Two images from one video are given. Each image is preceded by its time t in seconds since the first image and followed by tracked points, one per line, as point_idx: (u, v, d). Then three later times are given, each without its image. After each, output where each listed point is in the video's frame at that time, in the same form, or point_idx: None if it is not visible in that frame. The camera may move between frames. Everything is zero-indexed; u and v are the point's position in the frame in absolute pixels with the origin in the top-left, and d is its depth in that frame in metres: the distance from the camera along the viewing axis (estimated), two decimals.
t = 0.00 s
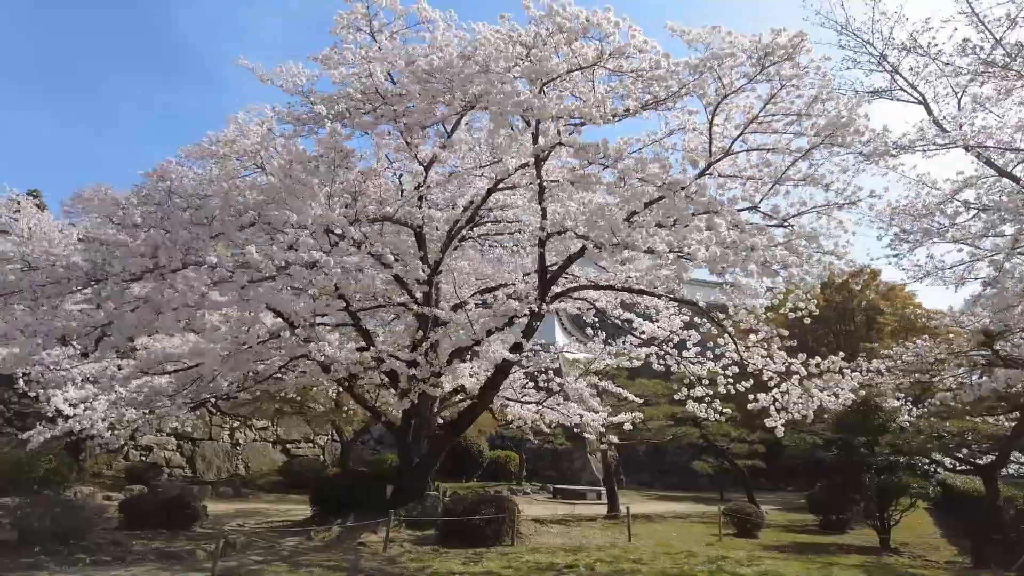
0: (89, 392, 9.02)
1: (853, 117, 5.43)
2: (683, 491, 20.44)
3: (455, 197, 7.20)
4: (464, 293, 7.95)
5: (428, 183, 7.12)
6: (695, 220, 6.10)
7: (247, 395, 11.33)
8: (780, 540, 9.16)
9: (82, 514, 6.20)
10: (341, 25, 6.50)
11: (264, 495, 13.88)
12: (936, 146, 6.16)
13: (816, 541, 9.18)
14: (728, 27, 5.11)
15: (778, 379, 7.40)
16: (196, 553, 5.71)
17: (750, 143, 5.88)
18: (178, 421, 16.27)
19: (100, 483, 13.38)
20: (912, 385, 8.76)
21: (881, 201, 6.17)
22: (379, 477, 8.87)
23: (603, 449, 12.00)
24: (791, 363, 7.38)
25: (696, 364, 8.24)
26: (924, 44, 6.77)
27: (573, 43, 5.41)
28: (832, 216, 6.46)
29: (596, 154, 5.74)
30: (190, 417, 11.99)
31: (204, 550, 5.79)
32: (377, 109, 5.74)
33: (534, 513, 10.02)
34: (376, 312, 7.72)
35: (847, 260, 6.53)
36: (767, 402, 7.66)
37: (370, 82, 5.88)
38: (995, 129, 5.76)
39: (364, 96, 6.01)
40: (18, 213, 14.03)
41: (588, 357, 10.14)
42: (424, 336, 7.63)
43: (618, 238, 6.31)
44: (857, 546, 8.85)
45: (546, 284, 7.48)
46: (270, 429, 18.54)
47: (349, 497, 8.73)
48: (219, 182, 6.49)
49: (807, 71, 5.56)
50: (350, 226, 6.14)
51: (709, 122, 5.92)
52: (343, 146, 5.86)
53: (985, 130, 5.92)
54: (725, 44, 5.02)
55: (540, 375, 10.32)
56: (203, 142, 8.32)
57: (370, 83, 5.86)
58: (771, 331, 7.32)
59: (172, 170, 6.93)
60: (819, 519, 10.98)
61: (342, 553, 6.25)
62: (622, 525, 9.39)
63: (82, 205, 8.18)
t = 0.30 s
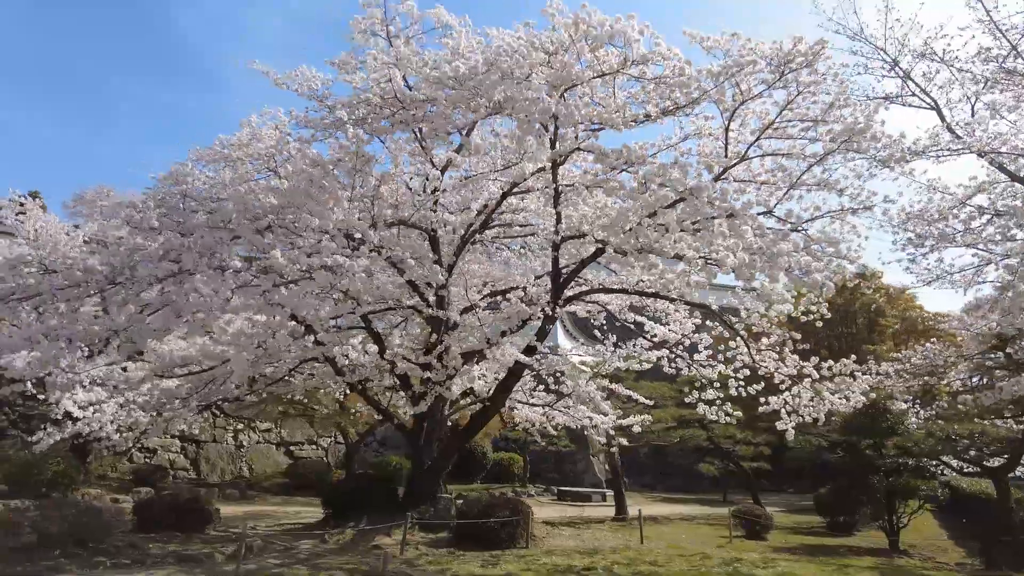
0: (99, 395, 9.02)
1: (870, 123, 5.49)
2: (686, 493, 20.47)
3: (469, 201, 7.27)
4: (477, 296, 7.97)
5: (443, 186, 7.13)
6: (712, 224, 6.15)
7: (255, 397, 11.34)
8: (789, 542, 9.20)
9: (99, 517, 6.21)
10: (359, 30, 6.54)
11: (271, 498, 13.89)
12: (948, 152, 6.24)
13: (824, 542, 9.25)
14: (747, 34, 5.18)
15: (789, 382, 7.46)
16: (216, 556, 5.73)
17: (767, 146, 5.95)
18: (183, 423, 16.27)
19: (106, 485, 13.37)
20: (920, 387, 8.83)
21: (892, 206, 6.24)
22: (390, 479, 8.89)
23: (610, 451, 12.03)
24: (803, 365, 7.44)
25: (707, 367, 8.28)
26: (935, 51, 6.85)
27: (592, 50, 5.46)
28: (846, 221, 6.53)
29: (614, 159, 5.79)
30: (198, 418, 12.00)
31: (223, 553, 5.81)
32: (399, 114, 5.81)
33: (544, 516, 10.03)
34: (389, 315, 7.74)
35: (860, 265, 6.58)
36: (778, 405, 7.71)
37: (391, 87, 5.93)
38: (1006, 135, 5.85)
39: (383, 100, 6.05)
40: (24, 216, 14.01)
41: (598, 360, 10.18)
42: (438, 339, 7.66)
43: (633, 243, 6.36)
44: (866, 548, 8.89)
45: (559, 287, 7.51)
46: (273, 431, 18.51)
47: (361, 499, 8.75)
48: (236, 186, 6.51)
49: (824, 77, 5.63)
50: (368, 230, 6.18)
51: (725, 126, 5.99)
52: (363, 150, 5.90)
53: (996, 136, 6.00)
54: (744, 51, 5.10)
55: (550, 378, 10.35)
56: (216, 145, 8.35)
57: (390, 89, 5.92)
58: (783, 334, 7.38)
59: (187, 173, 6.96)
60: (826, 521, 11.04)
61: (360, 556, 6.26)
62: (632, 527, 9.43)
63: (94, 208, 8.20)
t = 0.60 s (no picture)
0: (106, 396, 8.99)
1: (887, 127, 5.54)
2: (688, 493, 20.53)
3: (482, 203, 7.29)
4: (489, 298, 7.99)
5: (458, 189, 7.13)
6: (727, 226, 6.19)
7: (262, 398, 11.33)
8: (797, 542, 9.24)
9: (115, 518, 6.21)
10: (374, 32, 6.56)
11: (277, 499, 13.88)
12: (959, 156, 6.31)
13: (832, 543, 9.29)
14: (765, 38, 5.22)
15: (800, 383, 7.51)
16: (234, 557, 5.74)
17: (782, 149, 5.99)
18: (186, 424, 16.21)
19: (111, 487, 13.32)
20: (928, 388, 8.89)
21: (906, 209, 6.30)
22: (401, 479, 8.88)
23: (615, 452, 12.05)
24: (813, 366, 7.49)
25: (717, 368, 8.32)
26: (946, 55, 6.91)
27: (612, 54, 5.50)
28: (858, 224, 6.58)
29: (631, 162, 5.82)
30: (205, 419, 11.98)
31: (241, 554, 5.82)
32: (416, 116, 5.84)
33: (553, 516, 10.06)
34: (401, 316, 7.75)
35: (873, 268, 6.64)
36: (788, 406, 7.75)
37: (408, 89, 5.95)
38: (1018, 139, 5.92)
39: (400, 103, 6.06)
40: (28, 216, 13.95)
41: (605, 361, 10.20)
42: (450, 341, 7.67)
43: (648, 245, 6.38)
44: (874, 549, 8.93)
45: (571, 289, 7.52)
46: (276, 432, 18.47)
47: (375, 499, 8.74)
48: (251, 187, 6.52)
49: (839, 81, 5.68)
50: (385, 233, 6.21)
51: (740, 129, 6.03)
52: (381, 153, 5.91)
53: (1008, 141, 6.06)
54: (763, 55, 5.14)
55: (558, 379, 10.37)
56: (227, 146, 8.34)
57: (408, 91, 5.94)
58: (794, 335, 7.42)
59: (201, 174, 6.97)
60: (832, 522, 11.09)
61: (376, 558, 6.27)
62: (641, 527, 9.46)
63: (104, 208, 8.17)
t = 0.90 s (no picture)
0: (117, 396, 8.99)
1: (904, 128, 5.58)
2: (691, 492, 20.57)
3: (496, 204, 7.30)
4: (501, 298, 8.00)
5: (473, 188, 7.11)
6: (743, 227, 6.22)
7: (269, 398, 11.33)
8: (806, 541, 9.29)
9: (133, 518, 6.23)
10: (390, 32, 6.57)
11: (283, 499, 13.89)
12: (973, 157, 6.36)
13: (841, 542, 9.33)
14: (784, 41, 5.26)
15: (812, 383, 7.54)
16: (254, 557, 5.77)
17: (798, 150, 6.02)
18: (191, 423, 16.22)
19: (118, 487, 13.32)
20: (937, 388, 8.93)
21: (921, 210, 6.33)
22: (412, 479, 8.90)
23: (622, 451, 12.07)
24: (825, 366, 7.52)
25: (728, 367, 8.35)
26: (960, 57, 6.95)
27: (632, 55, 5.52)
28: (873, 224, 6.62)
29: (648, 163, 5.84)
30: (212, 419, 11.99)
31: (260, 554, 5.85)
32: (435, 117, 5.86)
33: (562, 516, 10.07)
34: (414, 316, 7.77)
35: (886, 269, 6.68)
36: (800, 405, 7.79)
37: (426, 90, 5.97)
38: None
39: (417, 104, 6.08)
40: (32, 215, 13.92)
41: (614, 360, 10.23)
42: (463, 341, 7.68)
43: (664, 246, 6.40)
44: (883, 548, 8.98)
45: (584, 290, 7.51)
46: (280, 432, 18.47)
47: (380, 499, 8.90)
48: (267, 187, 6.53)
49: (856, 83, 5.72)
50: (403, 233, 6.21)
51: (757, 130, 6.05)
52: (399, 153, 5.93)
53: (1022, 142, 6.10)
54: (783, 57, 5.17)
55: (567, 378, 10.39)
56: (239, 145, 8.35)
57: (426, 92, 5.96)
58: (807, 335, 7.44)
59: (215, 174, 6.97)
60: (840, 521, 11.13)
61: (394, 557, 6.30)
62: (651, 527, 9.49)
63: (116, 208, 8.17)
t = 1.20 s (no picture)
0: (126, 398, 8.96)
1: (920, 132, 5.63)
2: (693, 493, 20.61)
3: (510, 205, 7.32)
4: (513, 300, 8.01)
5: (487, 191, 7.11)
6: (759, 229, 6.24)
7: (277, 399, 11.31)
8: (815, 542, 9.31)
9: (150, 520, 6.23)
10: (406, 36, 6.59)
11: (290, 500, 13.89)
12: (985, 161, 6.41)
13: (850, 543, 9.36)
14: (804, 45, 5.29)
15: (824, 384, 7.57)
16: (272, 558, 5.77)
17: (813, 154, 6.05)
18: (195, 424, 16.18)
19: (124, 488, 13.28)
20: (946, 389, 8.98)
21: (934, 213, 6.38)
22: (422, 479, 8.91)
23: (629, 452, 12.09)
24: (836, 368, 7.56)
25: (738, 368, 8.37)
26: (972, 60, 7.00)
27: (650, 60, 5.55)
28: (886, 227, 6.67)
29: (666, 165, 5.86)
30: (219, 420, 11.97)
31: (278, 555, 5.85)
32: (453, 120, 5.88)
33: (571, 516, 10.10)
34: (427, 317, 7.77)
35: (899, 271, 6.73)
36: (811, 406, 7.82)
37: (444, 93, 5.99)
38: None
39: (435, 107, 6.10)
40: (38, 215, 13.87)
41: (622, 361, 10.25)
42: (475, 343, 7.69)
43: (679, 248, 6.44)
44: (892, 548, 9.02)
45: (596, 292, 7.49)
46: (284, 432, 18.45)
47: (386, 499, 8.85)
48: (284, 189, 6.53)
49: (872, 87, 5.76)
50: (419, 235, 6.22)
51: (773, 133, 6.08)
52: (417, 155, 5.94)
53: None
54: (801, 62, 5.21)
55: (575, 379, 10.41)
56: (251, 147, 8.34)
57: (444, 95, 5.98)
58: (819, 337, 7.46)
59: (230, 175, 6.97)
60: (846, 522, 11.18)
61: (411, 558, 6.31)
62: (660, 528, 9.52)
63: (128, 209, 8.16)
